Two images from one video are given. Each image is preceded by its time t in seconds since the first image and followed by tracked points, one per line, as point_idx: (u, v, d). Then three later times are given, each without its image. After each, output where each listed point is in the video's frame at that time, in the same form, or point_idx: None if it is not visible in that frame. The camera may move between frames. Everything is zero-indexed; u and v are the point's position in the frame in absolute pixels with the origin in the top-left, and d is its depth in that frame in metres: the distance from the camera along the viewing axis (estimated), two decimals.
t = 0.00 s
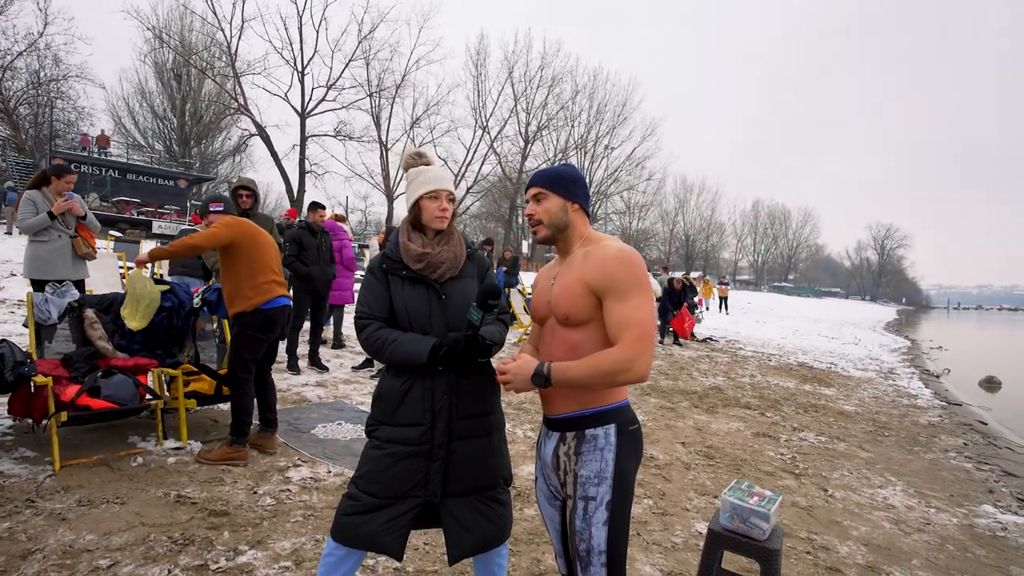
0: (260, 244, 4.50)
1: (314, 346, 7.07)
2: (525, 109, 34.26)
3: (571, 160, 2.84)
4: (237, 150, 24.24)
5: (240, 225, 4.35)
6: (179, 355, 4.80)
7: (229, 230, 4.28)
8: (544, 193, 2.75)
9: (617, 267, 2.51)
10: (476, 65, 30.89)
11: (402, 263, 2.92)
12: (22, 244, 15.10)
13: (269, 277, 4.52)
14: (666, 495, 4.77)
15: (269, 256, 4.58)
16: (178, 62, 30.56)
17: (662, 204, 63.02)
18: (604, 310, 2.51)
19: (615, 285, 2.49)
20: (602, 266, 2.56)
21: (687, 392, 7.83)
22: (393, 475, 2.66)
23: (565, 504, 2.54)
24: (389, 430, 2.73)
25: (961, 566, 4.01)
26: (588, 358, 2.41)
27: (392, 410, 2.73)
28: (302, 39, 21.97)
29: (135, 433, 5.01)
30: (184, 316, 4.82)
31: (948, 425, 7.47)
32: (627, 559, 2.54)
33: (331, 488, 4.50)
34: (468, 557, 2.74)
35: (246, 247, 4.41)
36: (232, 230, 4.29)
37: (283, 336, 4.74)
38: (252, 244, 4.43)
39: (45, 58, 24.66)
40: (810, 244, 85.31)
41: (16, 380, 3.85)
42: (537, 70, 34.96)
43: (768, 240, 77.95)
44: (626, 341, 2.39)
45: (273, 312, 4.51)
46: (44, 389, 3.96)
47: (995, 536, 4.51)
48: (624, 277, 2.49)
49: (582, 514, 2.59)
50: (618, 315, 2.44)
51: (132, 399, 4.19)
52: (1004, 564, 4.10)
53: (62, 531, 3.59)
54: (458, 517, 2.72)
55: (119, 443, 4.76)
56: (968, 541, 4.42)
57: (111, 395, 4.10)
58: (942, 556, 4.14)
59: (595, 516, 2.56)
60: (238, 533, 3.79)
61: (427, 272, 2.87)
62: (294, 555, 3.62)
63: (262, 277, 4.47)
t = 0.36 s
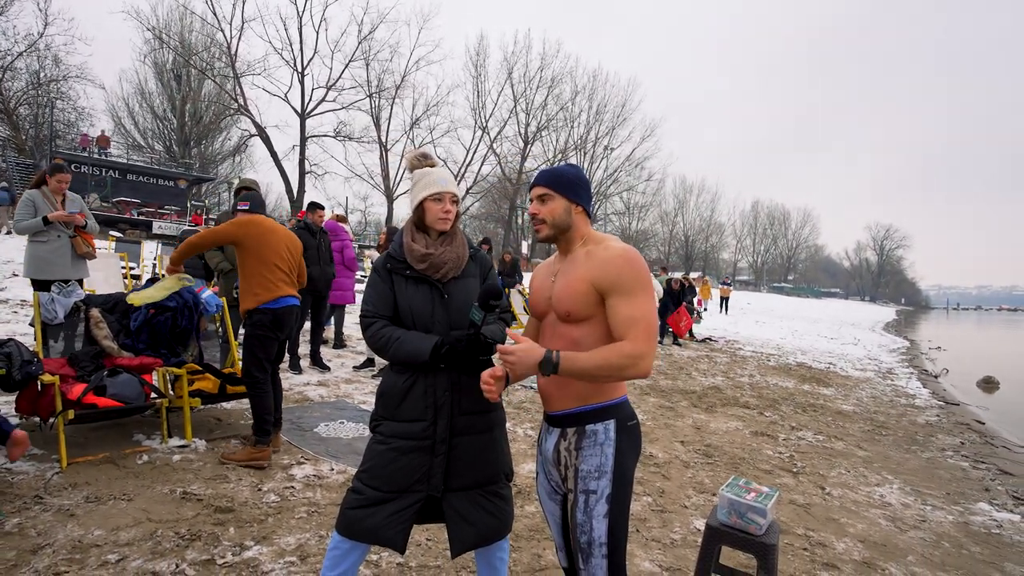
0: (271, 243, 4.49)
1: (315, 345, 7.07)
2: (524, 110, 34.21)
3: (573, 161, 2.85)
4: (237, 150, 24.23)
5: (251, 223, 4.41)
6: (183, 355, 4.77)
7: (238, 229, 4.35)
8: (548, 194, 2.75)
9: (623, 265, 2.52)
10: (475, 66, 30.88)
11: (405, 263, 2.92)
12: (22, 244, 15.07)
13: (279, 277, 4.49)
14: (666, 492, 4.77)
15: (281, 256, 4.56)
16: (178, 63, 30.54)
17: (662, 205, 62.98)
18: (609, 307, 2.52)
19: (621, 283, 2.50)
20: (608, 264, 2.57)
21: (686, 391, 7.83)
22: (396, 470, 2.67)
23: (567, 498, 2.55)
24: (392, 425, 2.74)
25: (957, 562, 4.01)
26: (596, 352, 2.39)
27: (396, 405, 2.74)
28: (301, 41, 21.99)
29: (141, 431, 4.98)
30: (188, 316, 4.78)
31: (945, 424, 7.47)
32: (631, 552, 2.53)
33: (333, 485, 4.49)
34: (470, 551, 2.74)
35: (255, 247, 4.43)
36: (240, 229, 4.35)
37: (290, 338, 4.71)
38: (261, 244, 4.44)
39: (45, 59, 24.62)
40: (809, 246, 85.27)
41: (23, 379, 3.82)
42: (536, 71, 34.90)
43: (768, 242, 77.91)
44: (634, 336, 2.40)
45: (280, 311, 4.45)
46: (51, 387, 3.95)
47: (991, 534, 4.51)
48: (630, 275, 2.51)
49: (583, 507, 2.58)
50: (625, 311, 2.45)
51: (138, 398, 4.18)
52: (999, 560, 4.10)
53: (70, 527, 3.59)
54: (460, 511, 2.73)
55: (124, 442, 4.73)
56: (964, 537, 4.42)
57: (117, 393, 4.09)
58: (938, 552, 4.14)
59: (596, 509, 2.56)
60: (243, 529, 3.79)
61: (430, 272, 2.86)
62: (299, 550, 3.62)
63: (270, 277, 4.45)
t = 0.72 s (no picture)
0: (276, 250, 4.49)
1: (315, 347, 7.09)
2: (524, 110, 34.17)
3: (565, 164, 2.87)
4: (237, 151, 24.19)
5: (260, 226, 4.43)
6: (184, 356, 4.76)
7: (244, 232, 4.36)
8: (538, 198, 2.79)
9: (613, 269, 2.54)
10: (474, 66, 30.86)
11: (405, 264, 2.93)
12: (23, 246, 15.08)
13: (279, 285, 4.49)
14: (665, 493, 4.77)
15: (285, 263, 4.56)
16: (178, 64, 30.56)
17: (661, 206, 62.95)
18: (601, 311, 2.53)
19: (612, 288, 2.52)
20: (598, 268, 2.59)
21: (686, 392, 7.84)
22: (397, 470, 2.69)
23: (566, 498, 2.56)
24: (392, 426, 2.75)
25: (954, 562, 4.02)
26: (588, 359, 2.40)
27: (395, 407, 2.75)
28: (301, 42, 21.98)
29: (141, 433, 4.98)
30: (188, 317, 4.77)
31: (945, 425, 7.48)
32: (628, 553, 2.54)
33: (334, 486, 4.50)
34: (470, 550, 2.76)
35: (258, 253, 4.43)
36: (246, 232, 4.36)
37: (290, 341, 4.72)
38: (264, 251, 4.44)
39: (45, 60, 24.61)
40: (810, 246, 85.25)
41: (25, 381, 3.86)
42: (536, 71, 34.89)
43: (768, 241, 77.83)
44: (624, 341, 2.41)
45: (275, 318, 4.45)
46: (52, 389, 3.97)
47: (989, 534, 4.52)
48: (620, 280, 2.52)
49: (581, 508, 2.60)
50: (614, 316, 2.46)
51: (139, 399, 4.19)
52: (996, 560, 4.12)
53: (72, 528, 3.61)
54: (459, 511, 2.75)
55: (126, 443, 4.74)
56: (961, 537, 4.43)
57: (117, 395, 4.10)
58: (936, 552, 4.16)
59: (594, 510, 2.58)
60: (243, 530, 3.80)
61: (430, 274, 2.87)
62: (300, 551, 3.64)
63: (268, 284, 4.44)
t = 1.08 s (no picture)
0: (283, 250, 4.53)
1: (313, 347, 7.08)
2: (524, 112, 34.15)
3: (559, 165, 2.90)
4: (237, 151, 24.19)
5: (272, 225, 4.45)
6: (182, 356, 4.73)
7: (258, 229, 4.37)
8: (529, 200, 2.85)
9: (610, 270, 2.56)
10: (474, 67, 30.85)
11: (401, 265, 2.97)
12: (23, 247, 15.08)
13: (281, 285, 4.51)
14: (663, 493, 4.78)
15: (290, 265, 4.60)
16: (178, 65, 30.58)
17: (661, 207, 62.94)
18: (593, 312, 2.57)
19: (601, 289, 2.55)
20: (589, 269, 2.63)
21: (685, 393, 7.84)
22: (392, 471, 2.72)
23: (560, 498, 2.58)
24: (388, 425, 2.78)
25: (954, 562, 4.02)
26: (577, 358, 2.44)
27: (391, 406, 2.78)
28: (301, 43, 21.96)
29: (139, 433, 4.97)
30: (187, 318, 4.74)
31: (944, 425, 7.48)
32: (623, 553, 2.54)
33: (332, 487, 4.50)
34: (467, 549, 2.79)
35: (265, 251, 4.44)
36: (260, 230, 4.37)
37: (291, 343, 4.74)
38: (273, 252, 4.47)
39: (45, 61, 24.63)
40: (809, 246, 85.27)
41: (22, 381, 3.87)
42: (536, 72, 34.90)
43: (769, 242, 77.81)
44: (614, 342, 2.45)
45: (277, 319, 4.47)
46: (50, 390, 3.98)
47: (989, 534, 4.52)
48: (610, 281, 2.55)
49: (575, 508, 2.62)
50: (608, 318, 2.50)
51: (137, 400, 4.19)
52: (996, 560, 4.11)
53: (69, 528, 3.62)
54: (456, 510, 2.78)
55: (123, 443, 4.71)
56: (961, 538, 4.43)
57: (115, 395, 4.10)
58: (935, 553, 4.15)
59: (588, 509, 2.59)
60: (240, 530, 3.81)
61: (426, 273, 2.91)
62: (296, 551, 3.64)
63: (273, 284, 4.46)
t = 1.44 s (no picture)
0: (295, 257, 4.57)
1: (314, 348, 7.11)
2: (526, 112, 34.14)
3: (553, 167, 3.00)
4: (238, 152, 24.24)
5: (285, 231, 4.47)
6: (182, 357, 4.69)
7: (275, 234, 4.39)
8: (525, 202, 2.98)
9: (605, 269, 2.61)
10: (476, 67, 30.84)
11: (399, 265, 3.04)
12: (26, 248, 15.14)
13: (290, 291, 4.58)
14: (663, 494, 4.78)
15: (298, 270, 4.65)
16: (180, 67, 30.67)
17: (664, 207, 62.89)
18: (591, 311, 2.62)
19: (599, 288, 2.59)
20: (586, 268, 2.68)
21: (686, 394, 7.83)
22: (389, 471, 2.76)
23: (554, 499, 2.64)
24: (386, 426, 2.82)
25: (955, 564, 4.01)
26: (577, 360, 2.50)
27: (390, 406, 2.83)
28: (303, 44, 21.99)
29: (140, 433, 4.96)
30: (188, 318, 4.72)
31: (946, 426, 7.46)
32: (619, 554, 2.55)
33: (332, 487, 4.52)
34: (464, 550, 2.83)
35: (279, 258, 4.48)
36: (275, 235, 4.39)
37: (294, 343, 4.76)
38: (285, 259, 4.51)
39: (48, 63, 24.74)
40: (812, 247, 85.07)
41: (22, 382, 3.92)
42: (538, 73, 34.87)
43: (772, 243, 77.65)
44: (617, 343, 2.47)
45: (281, 319, 4.50)
46: (50, 390, 4.03)
47: (990, 536, 4.51)
48: (608, 280, 2.59)
49: (569, 509, 2.68)
50: (605, 317, 2.54)
51: (137, 400, 4.23)
52: (998, 562, 4.10)
53: (68, 529, 3.66)
54: (454, 511, 2.83)
55: (123, 444, 4.71)
56: (962, 540, 4.42)
57: (115, 396, 4.15)
58: (936, 554, 4.14)
59: (582, 511, 2.65)
60: (239, 531, 3.84)
61: (423, 274, 2.98)
62: (295, 552, 3.66)
63: (284, 289, 4.51)
